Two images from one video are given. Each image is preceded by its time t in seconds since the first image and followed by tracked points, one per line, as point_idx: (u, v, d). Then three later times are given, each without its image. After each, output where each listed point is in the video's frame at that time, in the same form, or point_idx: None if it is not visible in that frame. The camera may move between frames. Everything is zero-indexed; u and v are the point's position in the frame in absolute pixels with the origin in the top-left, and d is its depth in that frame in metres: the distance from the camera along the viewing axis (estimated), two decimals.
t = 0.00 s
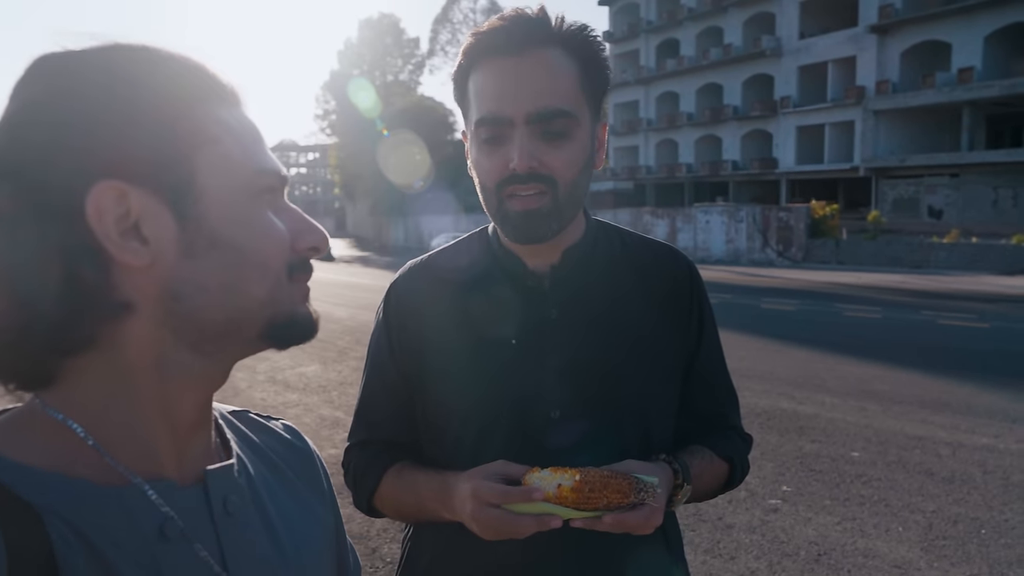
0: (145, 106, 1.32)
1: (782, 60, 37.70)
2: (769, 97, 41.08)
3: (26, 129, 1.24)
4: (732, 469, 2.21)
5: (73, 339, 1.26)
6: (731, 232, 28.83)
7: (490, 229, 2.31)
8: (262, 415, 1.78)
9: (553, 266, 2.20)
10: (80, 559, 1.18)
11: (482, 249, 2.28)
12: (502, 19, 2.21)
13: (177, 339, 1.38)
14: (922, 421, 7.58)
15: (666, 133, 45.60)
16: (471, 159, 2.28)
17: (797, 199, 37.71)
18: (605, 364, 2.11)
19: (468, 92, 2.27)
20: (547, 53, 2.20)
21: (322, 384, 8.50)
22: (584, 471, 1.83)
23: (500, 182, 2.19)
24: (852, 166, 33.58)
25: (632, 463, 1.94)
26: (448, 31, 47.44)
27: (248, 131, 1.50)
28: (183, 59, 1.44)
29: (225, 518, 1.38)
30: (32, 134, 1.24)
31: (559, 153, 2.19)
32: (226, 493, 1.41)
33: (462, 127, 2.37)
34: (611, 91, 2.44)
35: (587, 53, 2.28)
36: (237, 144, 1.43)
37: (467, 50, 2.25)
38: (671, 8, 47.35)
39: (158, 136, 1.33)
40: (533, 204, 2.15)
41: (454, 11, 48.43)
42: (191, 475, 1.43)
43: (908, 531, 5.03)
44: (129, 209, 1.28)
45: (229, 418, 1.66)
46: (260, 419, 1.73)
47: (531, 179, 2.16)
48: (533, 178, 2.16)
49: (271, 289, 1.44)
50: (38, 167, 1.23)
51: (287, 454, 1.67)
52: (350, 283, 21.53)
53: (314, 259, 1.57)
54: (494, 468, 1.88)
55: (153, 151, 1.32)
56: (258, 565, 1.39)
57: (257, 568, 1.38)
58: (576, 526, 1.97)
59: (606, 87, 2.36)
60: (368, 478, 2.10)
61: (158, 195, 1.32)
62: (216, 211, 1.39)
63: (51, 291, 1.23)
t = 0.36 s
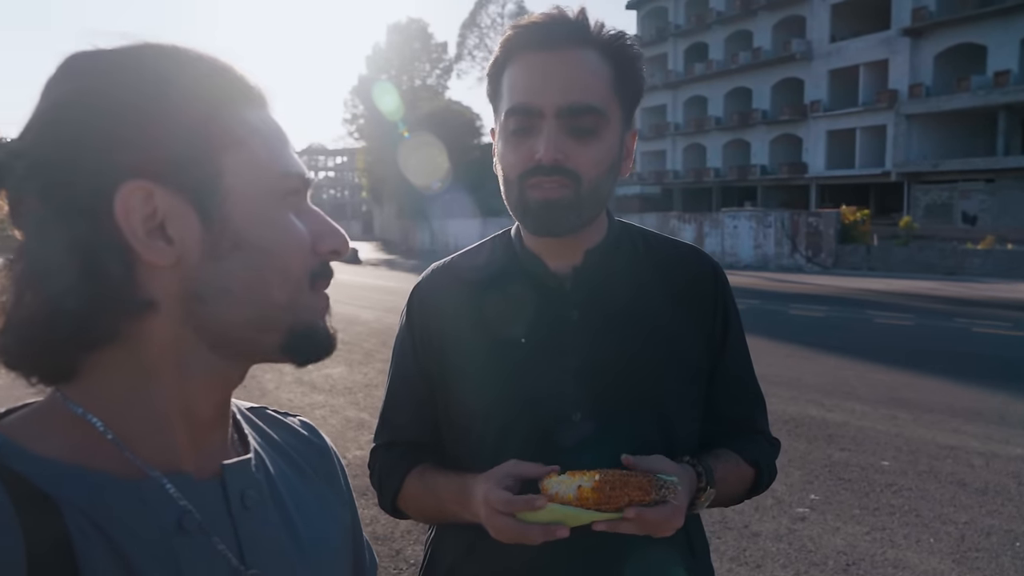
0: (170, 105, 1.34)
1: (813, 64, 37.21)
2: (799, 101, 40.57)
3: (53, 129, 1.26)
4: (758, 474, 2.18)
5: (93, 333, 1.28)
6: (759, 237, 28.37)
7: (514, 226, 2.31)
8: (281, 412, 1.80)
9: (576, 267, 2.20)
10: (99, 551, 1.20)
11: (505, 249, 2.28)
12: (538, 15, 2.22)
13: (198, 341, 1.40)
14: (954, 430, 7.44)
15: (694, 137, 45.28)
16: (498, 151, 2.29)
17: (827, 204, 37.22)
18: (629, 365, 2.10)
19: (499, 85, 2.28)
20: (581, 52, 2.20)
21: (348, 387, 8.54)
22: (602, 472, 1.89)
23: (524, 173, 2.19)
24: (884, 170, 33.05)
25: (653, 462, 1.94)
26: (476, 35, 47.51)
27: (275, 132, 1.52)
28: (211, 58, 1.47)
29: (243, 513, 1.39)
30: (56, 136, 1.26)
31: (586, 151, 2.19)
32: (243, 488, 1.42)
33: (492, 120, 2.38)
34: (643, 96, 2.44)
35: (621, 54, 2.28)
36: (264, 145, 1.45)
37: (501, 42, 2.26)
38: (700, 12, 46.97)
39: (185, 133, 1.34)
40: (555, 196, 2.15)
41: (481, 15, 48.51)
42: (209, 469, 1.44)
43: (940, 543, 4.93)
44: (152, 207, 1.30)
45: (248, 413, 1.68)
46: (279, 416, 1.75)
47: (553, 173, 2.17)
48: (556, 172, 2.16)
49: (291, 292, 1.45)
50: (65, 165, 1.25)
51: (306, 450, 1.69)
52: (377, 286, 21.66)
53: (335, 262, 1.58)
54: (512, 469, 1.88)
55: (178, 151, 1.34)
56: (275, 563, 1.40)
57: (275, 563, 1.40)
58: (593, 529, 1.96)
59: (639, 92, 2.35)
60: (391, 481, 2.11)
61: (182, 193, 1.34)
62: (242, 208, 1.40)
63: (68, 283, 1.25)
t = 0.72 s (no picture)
0: (191, 104, 1.36)
1: (835, 66, 36.83)
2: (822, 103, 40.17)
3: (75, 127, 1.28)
4: (776, 478, 2.16)
5: (113, 331, 1.29)
6: (781, 241, 28.22)
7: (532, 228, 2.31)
8: (299, 408, 1.82)
9: (593, 268, 2.19)
10: (118, 544, 1.21)
11: (522, 250, 2.28)
12: (566, 15, 2.22)
13: (216, 339, 1.41)
14: (980, 435, 7.32)
15: (714, 141, 45.00)
16: (519, 152, 2.29)
17: (850, 207, 36.81)
18: (646, 367, 2.09)
19: (523, 82, 2.28)
20: (606, 55, 2.20)
21: (368, 390, 8.57)
22: (618, 473, 1.89)
23: (546, 176, 2.20)
24: (908, 173, 32.61)
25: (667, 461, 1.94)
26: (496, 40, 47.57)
27: (294, 132, 1.53)
28: (234, 59, 1.49)
29: (261, 507, 1.41)
30: (77, 137, 1.28)
31: (608, 155, 2.19)
32: (261, 481, 1.44)
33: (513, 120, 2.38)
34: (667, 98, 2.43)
35: (646, 56, 2.28)
36: (283, 146, 1.46)
37: (527, 40, 2.25)
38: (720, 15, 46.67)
39: (204, 133, 1.36)
40: (576, 199, 2.15)
41: (501, 20, 48.58)
42: (227, 464, 1.45)
43: (966, 550, 4.85)
44: (172, 205, 1.32)
45: (265, 409, 1.70)
46: (297, 412, 1.77)
47: (574, 178, 2.17)
48: (577, 177, 2.16)
49: (307, 291, 1.46)
50: (87, 163, 1.27)
51: (323, 445, 1.70)
52: (397, 291, 21.77)
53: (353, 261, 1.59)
54: (525, 470, 1.88)
55: (196, 148, 1.35)
56: (292, 556, 1.41)
57: (291, 556, 1.41)
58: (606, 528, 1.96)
59: (663, 94, 2.35)
60: (408, 482, 2.12)
61: (203, 192, 1.35)
62: (260, 209, 1.42)
63: (83, 274, 1.26)
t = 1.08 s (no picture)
0: (212, 114, 1.38)
1: (856, 67, 36.46)
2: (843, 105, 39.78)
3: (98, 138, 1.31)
4: (797, 478, 2.13)
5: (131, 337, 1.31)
6: (803, 244, 27.94)
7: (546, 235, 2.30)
8: (314, 410, 1.82)
9: (606, 272, 2.19)
10: (139, 551, 1.22)
11: (534, 254, 2.28)
12: (574, 37, 2.18)
13: (232, 342, 1.42)
14: (1006, 440, 7.21)
15: (734, 144, 44.72)
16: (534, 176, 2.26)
17: (873, 210, 36.41)
18: (658, 371, 2.10)
19: (534, 109, 2.24)
20: (617, 78, 2.16)
21: (388, 396, 8.60)
22: (625, 436, 1.81)
23: (565, 207, 2.16)
24: (931, 175, 32.18)
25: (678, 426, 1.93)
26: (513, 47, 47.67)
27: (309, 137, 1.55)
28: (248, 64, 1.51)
29: (278, 511, 1.42)
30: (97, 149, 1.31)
31: (628, 182, 2.17)
32: (276, 483, 1.45)
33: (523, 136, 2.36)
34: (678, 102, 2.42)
35: (657, 66, 2.26)
36: (298, 150, 1.47)
37: (535, 66, 2.22)
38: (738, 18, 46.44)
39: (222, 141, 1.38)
40: (596, 228, 2.13)
41: (518, 26, 48.67)
42: (244, 468, 1.46)
43: (994, 556, 4.77)
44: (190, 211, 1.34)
45: (281, 413, 1.71)
46: (312, 415, 1.78)
47: (596, 210, 2.14)
48: (599, 209, 2.14)
49: (324, 294, 1.47)
50: (108, 170, 1.30)
51: (339, 449, 1.72)
52: (417, 297, 21.83)
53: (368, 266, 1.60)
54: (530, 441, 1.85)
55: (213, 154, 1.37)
56: (308, 556, 1.41)
57: (306, 558, 1.41)
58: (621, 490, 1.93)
59: (674, 102, 2.33)
60: (420, 481, 2.13)
61: (222, 197, 1.38)
62: (277, 215, 1.43)
63: (101, 279, 1.28)
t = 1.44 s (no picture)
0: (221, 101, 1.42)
1: (875, 70, 36.08)
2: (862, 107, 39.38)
3: (109, 143, 1.37)
4: (810, 475, 2.11)
5: (143, 347, 1.32)
6: (822, 248, 27.71)
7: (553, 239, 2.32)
8: (326, 425, 1.83)
9: (613, 276, 2.20)
10: (145, 561, 1.22)
11: (542, 259, 2.30)
12: (573, 47, 2.18)
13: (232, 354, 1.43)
14: None
15: (752, 147, 44.43)
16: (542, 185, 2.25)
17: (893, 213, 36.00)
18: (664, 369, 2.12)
19: (538, 117, 2.24)
20: (623, 83, 2.14)
21: (404, 401, 8.62)
22: (637, 375, 1.84)
23: (576, 215, 2.16)
24: (952, 177, 31.74)
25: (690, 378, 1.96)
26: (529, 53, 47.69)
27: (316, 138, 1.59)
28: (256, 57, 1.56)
29: (284, 523, 1.42)
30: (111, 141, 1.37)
31: (638, 187, 2.16)
32: (283, 496, 1.45)
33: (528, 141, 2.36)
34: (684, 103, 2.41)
35: (661, 69, 2.24)
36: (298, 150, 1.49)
37: (536, 75, 2.21)
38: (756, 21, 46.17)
39: (223, 119, 1.40)
40: (609, 237, 2.14)
41: (534, 32, 48.69)
42: (251, 479, 1.46)
43: (1018, 565, 4.68)
44: (189, 197, 1.35)
45: (294, 427, 1.72)
46: (322, 428, 1.79)
47: (605, 217, 2.14)
48: (610, 216, 2.14)
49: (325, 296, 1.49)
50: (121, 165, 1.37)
51: (346, 462, 1.72)
52: (435, 303, 21.91)
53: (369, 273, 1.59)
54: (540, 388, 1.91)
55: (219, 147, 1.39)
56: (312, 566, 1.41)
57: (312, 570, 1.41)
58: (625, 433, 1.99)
59: (680, 103, 2.32)
60: (425, 482, 2.15)
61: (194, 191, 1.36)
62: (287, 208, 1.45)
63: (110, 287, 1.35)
